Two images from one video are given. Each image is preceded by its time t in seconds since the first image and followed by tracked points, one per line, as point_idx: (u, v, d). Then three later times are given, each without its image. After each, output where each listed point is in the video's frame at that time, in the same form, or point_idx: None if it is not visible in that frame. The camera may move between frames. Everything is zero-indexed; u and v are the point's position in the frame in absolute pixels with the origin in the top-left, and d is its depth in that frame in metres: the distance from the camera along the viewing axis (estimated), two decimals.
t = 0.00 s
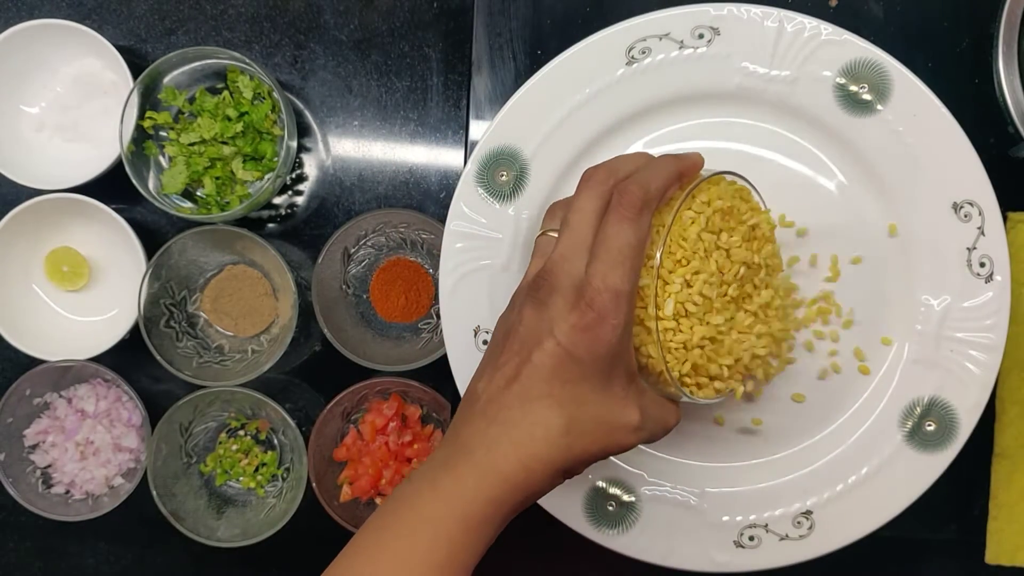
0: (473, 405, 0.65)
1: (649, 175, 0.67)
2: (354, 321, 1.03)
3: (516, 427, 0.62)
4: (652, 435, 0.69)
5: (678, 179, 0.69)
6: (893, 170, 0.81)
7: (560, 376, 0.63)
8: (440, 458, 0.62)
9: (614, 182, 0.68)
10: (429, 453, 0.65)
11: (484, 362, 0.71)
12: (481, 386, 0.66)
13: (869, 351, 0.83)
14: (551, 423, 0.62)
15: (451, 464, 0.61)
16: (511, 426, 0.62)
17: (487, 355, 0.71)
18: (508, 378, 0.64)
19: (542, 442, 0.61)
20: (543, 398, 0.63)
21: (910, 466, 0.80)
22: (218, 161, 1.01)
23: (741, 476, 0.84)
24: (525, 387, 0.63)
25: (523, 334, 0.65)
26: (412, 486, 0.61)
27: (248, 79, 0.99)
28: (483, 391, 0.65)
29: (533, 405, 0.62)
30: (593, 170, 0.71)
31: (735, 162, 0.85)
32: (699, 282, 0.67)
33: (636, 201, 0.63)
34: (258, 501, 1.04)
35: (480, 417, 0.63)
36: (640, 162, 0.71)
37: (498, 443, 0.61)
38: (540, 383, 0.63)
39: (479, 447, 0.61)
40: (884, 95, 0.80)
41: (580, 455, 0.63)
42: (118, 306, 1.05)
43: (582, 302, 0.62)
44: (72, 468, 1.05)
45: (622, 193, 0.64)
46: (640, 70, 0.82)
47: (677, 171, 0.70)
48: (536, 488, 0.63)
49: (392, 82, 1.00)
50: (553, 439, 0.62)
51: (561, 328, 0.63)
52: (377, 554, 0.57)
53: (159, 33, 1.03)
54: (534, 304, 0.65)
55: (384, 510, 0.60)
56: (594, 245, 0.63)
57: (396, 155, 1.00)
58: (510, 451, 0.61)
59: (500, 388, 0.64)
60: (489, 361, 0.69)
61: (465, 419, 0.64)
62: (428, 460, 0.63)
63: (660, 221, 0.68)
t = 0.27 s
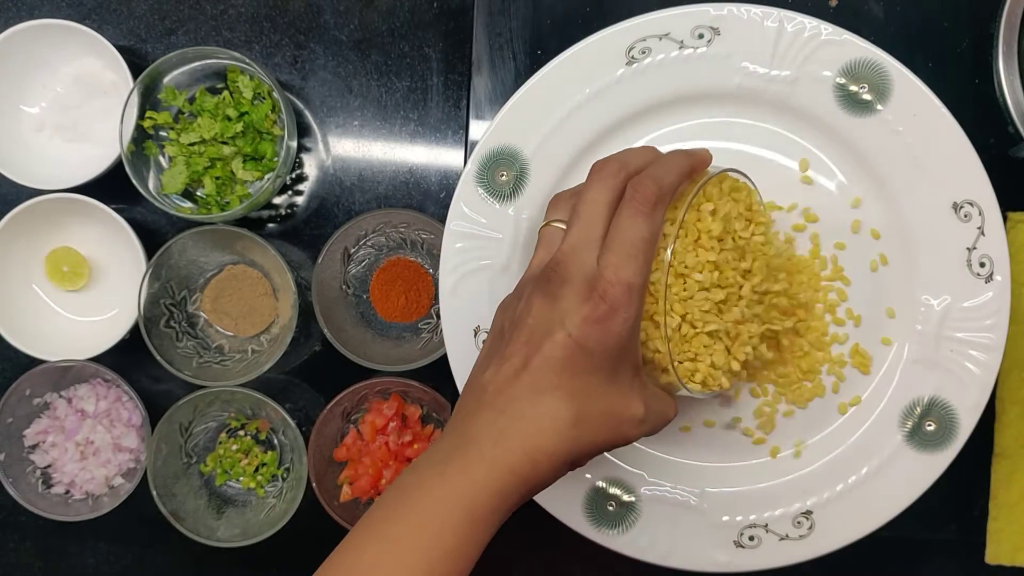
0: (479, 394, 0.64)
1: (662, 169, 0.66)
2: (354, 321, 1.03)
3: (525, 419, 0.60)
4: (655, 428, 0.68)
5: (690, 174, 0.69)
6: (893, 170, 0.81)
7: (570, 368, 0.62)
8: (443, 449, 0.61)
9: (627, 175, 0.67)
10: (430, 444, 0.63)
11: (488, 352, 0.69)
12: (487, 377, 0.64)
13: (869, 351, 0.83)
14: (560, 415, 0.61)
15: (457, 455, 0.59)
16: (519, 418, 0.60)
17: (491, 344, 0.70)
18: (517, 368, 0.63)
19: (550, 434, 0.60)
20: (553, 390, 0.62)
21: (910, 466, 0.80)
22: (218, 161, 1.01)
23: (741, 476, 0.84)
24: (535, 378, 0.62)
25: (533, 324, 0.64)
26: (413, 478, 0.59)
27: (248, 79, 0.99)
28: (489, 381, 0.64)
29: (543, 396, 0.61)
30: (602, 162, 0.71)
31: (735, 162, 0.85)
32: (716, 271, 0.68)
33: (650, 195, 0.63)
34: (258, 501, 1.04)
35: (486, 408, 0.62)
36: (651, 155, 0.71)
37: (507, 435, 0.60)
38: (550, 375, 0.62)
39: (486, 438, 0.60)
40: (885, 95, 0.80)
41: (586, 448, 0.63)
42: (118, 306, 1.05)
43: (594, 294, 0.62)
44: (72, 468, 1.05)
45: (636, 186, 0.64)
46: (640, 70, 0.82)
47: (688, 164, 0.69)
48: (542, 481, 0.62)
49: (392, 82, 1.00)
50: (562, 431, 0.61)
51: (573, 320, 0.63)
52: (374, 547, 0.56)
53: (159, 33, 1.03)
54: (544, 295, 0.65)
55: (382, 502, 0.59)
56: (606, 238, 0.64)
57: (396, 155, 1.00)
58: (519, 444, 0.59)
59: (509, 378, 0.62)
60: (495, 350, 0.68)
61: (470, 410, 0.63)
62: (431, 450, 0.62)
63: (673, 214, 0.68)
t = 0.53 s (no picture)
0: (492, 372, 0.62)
1: (679, 145, 0.66)
2: (354, 321, 1.03)
3: (542, 397, 0.59)
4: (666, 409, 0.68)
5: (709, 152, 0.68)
6: (894, 169, 0.81)
7: (588, 346, 0.61)
8: (458, 426, 0.59)
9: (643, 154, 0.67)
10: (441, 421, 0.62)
11: (499, 330, 0.68)
12: (500, 355, 0.63)
13: (870, 351, 0.83)
14: (577, 395, 0.60)
15: (474, 432, 0.58)
16: (536, 396, 0.59)
17: (501, 320, 0.68)
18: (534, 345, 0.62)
19: (568, 413, 0.60)
20: (571, 368, 0.61)
21: (910, 465, 0.80)
22: (218, 161, 1.01)
23: (742, 476, 0.84)
24: (552, 356, 0.61)
25: (550, 301, 0.63)
26: (428, 453, 0.58)
27: (248, 79, 0.99)
28: (504, 358, 0.62)
29: (560, 374, 0.60)
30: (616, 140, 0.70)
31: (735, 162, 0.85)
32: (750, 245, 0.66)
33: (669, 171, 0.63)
34: (258, 501, 1.04)
35: (502, 385, 0.60)
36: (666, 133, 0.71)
37: (524, 413, 0.59)
38: (567, 353, 0.61)
39: (503, 416, 0.59)
40: (885, 95, 0.80)
41: (602, 428, 0.62)
42: (118, 306, 1.05)
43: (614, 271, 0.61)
44: (72, 468, 1.05)
45: (656, 163, 0.64)
46: (640, 70, 0.82)
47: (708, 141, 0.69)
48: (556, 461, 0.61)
49: (392, 81, 1.00)
50: (579, 409, 0.60)
51: (591, 297, 0.62)
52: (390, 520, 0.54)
53: (159, 33, 1.03)
54: (561, 271, 0.64)
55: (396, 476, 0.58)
56: (623, 216, 0.64)
57: (396, 155, 1.00)
58: (537, 422, 0.58)
59: (524, 356, 0.61)
60: (507, 328, 0.66)
61: (485, 387, 0.61)
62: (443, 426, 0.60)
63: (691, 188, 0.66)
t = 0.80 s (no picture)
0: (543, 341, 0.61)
1: (734, 117, 0.66)
2: (353, 321, 1.03)
3: (596, 367, 0.59)
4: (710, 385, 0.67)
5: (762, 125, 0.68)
6: (894, 169, 0.81)
7: (642, 316, 0.61)
8: (510, 393, 0.58)
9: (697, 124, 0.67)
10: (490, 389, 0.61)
11: (542, 300, 0.67)
12: (550, 325, 0.62)
13: (872, 351, 0.83)
14: (629, 364, 0.59)
15: (527, 400, 0.57)
16: (590, 365, 0.59)
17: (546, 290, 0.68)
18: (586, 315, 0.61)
19: (620, 384, 0.59)
20: (624, 339, 0.60)
21: (911, 466, 0.80)
22: (218, 161, 1.01)
23: (742, 476, 0.84)
24: (605, 326, 0.60)
25: (602, 271, 0.63)
26: (480, 417, 0.57)
27: (248, 79, 0.99)
28: (554, 328, 0.62)
29: (613, 344, 0.60)
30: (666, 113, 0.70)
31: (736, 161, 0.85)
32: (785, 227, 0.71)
33: (729, 144, 0.63)
34: (258, 501, 1.04)
35: (555, 353, 0.60)
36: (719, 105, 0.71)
37: (578, 382, 0.58)
38: (620, 322, 0.61)
39: (557, 385, 0.58)
40: (885, 94, 0.80)
41: (651, 401, 0.61)
42: (117, 306, 1.05)
43: (670, 241, 0.61)
44: (72, 469, 1.05)
45: (713, 135, 0.64)
46: (640, 70, 0.82)
47: (761, 113, 0.68)
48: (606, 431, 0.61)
49: (392, 81, 1.00)
50: (632, 380, 0.60)
51: (646, 267, 0.61)
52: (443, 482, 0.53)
53: (159, 32, 1.03)
54: (614, 240, 0.63)
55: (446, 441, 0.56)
56: (677, 185, 0.63)
57: (396, 155, 1.00)
58: (591, 392, 0.58)
59: (575, 325, 0.61)
60: (554, 298, 0.66)
61: (536, 356, 0.60)
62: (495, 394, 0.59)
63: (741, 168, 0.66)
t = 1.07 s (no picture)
0: (495, 319, 0.60)
1: (678, 95, 0.65)
2: (353, 321, 1.03)
3: (550, 345, 0.59)
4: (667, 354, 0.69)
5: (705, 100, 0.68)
6: (894, 169, 0.81)
7: (592, 293, 0.60)
8: (462, 373, 0.58)
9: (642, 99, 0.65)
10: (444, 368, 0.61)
11: (495, 278, 0.67)
12: (502, 303, 0.61)
13: (871, 351, 0.83)
14: (579, 342, 0.59)
15: (478, 381, 0.57)
16: (542, 342, 0.58)
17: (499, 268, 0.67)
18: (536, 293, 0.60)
19: (573, 360, 0.59)
20: (575, 317, 0.60)
21: (911, 466, 0.80)
22: (218, 160, 1.01)
23: (742, 476, 0.84)
24: (555, 305, 0.60)
25: (552, 251, 0.62)
26: (435, 399, 0.57)
27: (248, 79, 0.99)
28: (506, 306, 0.61)
29: (563, 322, 0.59)
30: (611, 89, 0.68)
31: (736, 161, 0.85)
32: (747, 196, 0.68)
33: (674, 120, 0.62)
34: (258, 501, 1.03)
35: (506, 333, 0.59)
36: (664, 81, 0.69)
37: (530, 361, 0.58)
38: (570, 299, 0.60)
39: (510, 363, 0.57)
40: (885, 94, 0.80)
41: (604, 376, 0.62)
42: (118, 306, 1.05)
43: (617, 219, 0.60)
44: (73, 469, 1.05)
45: (659, 111, 0.63)
46: (640, 70, 0.82)
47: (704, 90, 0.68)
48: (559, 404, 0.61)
49: (392, 81, 1.00)
50: (584, 356, 0.59)
51: (594, 244, 0.60)
52: (399, 464, 0.54)
53: (159, 32, 1.03)
54: (563, 220, 0.62)
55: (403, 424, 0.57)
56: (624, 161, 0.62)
57: (396, 155, 1.00)
58: (544, 369, 0.58)
59: (527, 303, 0.60)
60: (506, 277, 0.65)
61: (487, 335, 0.60)
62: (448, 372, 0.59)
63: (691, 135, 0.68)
